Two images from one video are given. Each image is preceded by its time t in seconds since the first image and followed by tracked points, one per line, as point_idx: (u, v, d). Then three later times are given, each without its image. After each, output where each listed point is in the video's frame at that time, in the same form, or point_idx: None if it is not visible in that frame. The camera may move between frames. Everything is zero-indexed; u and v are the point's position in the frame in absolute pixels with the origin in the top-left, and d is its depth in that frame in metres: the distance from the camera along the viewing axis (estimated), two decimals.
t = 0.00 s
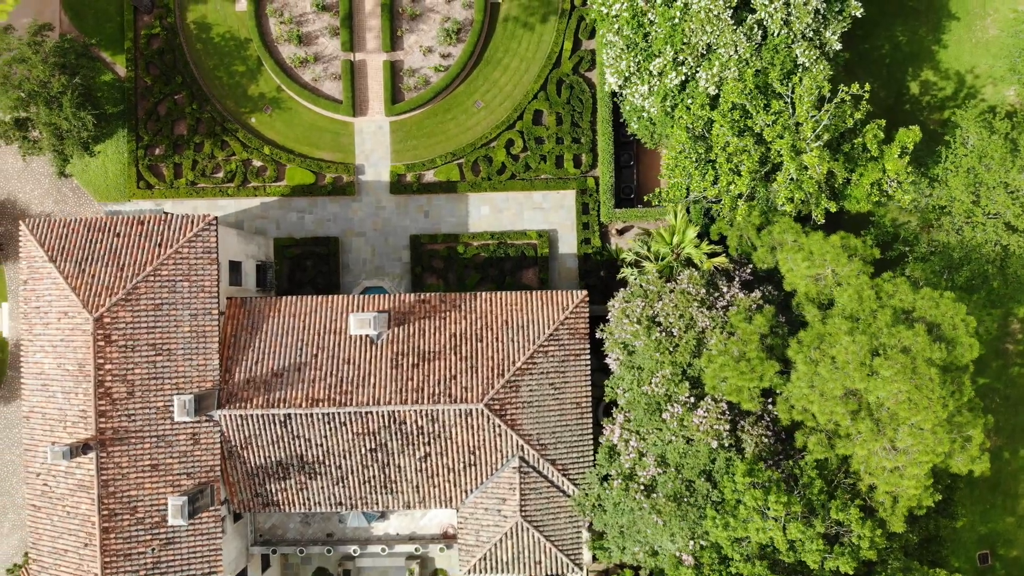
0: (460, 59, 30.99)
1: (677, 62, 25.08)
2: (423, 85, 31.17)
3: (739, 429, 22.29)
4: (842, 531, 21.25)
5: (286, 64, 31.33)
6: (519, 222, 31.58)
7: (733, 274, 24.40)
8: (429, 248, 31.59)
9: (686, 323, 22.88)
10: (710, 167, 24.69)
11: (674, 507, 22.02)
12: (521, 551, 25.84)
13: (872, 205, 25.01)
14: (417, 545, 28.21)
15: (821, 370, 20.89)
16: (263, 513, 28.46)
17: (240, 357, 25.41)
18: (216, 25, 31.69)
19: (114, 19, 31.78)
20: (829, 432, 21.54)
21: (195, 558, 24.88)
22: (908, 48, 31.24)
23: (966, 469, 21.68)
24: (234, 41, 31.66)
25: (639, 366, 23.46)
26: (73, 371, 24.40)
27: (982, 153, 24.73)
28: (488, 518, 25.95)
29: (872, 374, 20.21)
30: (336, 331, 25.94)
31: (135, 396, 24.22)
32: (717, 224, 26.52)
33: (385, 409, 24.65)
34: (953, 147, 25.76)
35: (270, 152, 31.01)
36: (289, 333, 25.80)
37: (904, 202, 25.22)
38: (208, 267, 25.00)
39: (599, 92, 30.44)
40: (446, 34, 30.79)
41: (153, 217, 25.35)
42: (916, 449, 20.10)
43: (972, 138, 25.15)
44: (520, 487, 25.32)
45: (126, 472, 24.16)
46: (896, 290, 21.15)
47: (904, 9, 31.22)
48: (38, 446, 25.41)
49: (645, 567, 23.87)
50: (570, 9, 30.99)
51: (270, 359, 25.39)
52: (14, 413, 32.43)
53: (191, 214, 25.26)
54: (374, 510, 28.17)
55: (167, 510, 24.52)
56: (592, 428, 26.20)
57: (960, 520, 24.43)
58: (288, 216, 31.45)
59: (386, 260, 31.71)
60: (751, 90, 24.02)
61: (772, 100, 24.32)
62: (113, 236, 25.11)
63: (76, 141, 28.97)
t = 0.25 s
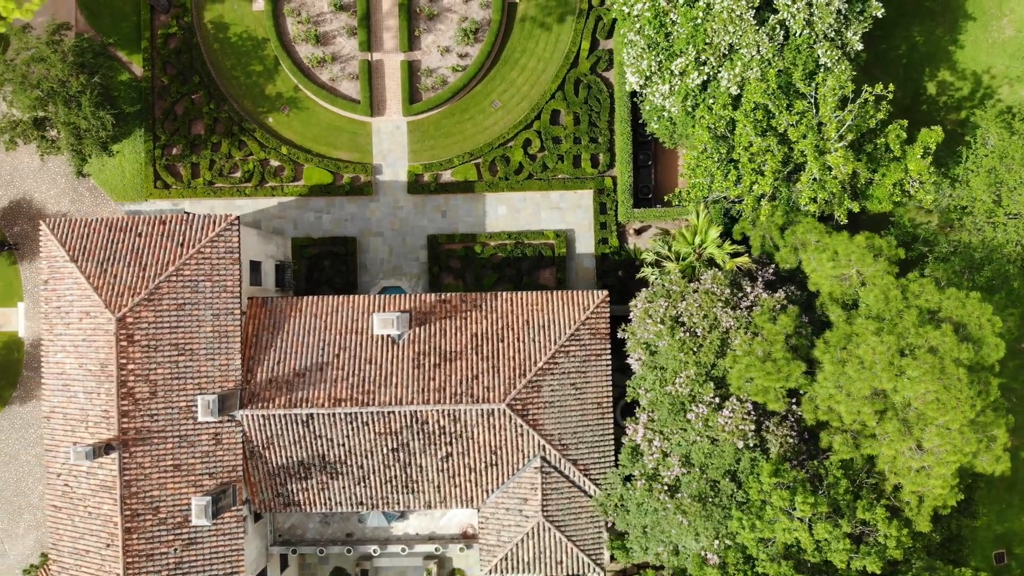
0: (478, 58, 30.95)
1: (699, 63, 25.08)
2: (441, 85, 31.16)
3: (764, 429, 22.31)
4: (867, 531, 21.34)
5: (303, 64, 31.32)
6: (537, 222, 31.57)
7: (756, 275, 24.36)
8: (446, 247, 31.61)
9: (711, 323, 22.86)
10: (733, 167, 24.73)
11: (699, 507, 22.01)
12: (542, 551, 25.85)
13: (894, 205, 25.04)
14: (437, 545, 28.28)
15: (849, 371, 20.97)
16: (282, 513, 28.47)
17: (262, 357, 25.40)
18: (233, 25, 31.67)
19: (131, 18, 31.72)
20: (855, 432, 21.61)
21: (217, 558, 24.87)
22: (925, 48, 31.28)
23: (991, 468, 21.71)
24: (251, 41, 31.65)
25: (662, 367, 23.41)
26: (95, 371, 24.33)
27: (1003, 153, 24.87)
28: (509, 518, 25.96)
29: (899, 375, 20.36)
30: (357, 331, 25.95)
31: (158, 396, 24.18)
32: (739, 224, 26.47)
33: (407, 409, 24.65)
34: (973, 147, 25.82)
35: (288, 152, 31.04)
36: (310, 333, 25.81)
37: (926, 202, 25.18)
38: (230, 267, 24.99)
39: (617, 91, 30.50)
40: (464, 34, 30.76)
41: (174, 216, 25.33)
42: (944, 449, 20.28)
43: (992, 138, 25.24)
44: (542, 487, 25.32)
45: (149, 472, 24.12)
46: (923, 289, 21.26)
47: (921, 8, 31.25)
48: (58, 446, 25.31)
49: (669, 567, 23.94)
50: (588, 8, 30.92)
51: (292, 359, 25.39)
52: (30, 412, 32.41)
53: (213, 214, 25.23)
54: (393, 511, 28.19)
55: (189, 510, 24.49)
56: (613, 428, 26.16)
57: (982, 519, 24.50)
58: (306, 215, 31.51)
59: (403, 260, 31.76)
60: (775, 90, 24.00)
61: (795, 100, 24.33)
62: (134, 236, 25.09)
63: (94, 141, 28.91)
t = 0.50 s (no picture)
0: (498, 57, 30.92)
1: (724, 61, 25.07)
2: (461, 83, 31.13)
3: (792, 428, 22.29)
4: (896, 529, 21.39)
5: (323, 63, 31.30)
6: (557, 221, 31.53)
7: (782, 273, 24.31)
8: (465, 246, 31.58)
9: (738, 322, 22.83)
10: (758, 165, 24.73)
11: (728, 505, 21.98)
12: (567, 550, 25.85)
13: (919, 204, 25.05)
14: (460, 543, 28.26)
15: (879, 368, 20.98)
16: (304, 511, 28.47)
17: (287, 355, 25.37)
18: (253, 24, 31.63)
19: (150, 16, 31.65)
20: (884, 430, 21.68)
21: (242, 557, 24.85)
22: (944, 47, 31.31)
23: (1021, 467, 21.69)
24: (270, 40, 31.62)
25: (688, 365, 23.35)
26: (120, 369, 24.25)
27: None
28: (533, 517, 25.93)
29: (931, 374, 20.41)
30: (381, 329, 25.94)
31: (183, 394, 24.12)
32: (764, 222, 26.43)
33: (432, 408, 24.63)
34: (997, 146, 25.88)
35: (308, 151, 31.03)
36: (335, 332, 25.79)
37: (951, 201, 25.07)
38: (255, 265, 24.96)
39: (637, 89, 30.45)
40: (484, 32, 30.71)
41: (199, 214, 25.28)
42: (975, 447, 20.49)
43: (1016, 137, 25.28)
44: (567, 486, 25.28)
45: (175, 471, 24.07)
46: (952, 287, 21.52)
47: (941, 8, 31.31)
48: (81, 446, 25.19)
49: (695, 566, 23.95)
50: (608, 7, 30.87)
51: (317, 357, 25.36)
52: (49, 411, 32.35)
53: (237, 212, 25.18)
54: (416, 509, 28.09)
55: (214, 508, 24.45)
56: (637, 427, 26.09)
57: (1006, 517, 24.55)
58: (326, 214, 31.55)
59: (423, 258, 31.77)
60: (801, 89, 23.97)
61: (820, 99, 24.36)
62: (159, 234, 25.03)
63: (115, 139, 28.84)
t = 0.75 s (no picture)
0: (520, 55, 30.89)
1: (752, 58, 25.06)
2: (483, 81, 31.09)
3: (823, 426, 22.33)
4: (927, 526, 21.46)
5: (344, 61, 31.26)
6: (578, 219, 31.50)
7: (810, 271, 24.20)
8: (487, 244, 31.54)
9: (769, 320, 22.81)
10: (786, 163, 24.72)
11: (760, 503, 21.99)
12: (593, 548, 25.88)
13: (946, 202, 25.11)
14: (485, 540, 28.38)
15: (913, 365, 21.23)
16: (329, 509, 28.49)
17: (314, 353, 25.34)
18: (274, 22, 31.59)
19: (170, 14, 31.56)
20: (915, 426, 21.88)
21: (269, 555, 24.82)
22: (965, 46, 31.38)
23: None
24: (292, 38, 31.59)
25: (717, 364, 23.34)
26: (148, 367, 24.19)
27: None
28: (560, 515, 25.95)
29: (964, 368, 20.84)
30: (408, 327, 25.93)
31: (212, 392, 24.06)
32: (791, 220, 26.44)
33: (460, 405, 24.59)
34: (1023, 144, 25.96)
35: (330, 149, 31.01)
36: (361, 330, 25.77)
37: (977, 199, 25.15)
38: (283, 263, 24.95)
39: (660, 87, 30.45)
40: (506, 30, 30.70)
41: (226, 212, 25.24)
42: (1009, 442, 20.79)
43: None
44: (594, 485, 25.26)
45: (203, 469, 23.99)
46: (985, 284, 21.68)
47: (962, 7, 31.37)
48: (107, 444, 25.13)
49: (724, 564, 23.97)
50: (630, 5, 30.86)
51: (344, 355, 25.33)
52: (69, 410, 32.29)
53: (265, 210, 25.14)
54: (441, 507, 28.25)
55: (242, 506, 24.41)
56: (664, 425, 26.10)
57: None
58: (347, 212, 31.54)
59: (444, 257, 31.74)
60: (830, 87, 24.00)
61: (848, 97, 24.39)
62: (186, 231, 24.98)
63: (139, 137, 28.78)
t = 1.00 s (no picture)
0: (546, 52, 30.86)
1: (785, 55, 25.05)
2: (509, 78, 31.04)
3: (860, 423, 22.44)
4: (966, 522, 21.50)
5: (371, 57, 31.19)
6: (605, 216, 31.45)
7: (844, 267, 24.35)
8: (513, 241, 31.50)
9: (806, 317, 22.78)
10: (820, 160, 24.67)
11: (799, 501, 21.99)
12: (626, 545, 25.89)
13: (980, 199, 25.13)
14: (515, 538, 28.81)
15: (954, 362, 21.75)
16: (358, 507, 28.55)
17: (347, 349, 25.33)
18: (299, 18, 31.50)
19: (195, 10, 31.47)
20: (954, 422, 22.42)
21: (303, 553, 24.77)
22: (990, 44, 31.41)
23: None
24: (317, 34, 31.52)
25: (753, 361, 23.31)
26: (181, 364, 24.10)
27: None
28: (592, 513, 25.95)
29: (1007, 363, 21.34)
30: (440, 324, 25.92)
31: (246, 389, 23.99)
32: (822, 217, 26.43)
33: (494, 402, 24.54)
34: None
35: (356, 146, 30.97)
36: (394, 326, 25.78)
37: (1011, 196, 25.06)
38: (317, 260, 24.95)
39: (687, 84, 30.47)
40: (533, 27, 30.68)
41: (259, 209, 25.20)
42: None
43: None
44: (628, 482, 25.22)
45: (237, 466, 23.92)
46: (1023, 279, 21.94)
47: (987, 5, 31.43)
48: (139, 441, 25.07)
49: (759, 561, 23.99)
50: (657, 1, 30.81)
51: (377, 352, 25.31)
52: (93, 408, 32.17)
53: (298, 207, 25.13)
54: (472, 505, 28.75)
55: (277, 504, 24.36)
56: (696, 422, 26.09)
57: None
58: (374, 210, 31.52)
59: (470, 254, 31.69)
60: (865, 84, 24.01)
61: (882, 94, 24.42)
62: (219, 228, 24.92)
63: (167, 133, 28.70)
